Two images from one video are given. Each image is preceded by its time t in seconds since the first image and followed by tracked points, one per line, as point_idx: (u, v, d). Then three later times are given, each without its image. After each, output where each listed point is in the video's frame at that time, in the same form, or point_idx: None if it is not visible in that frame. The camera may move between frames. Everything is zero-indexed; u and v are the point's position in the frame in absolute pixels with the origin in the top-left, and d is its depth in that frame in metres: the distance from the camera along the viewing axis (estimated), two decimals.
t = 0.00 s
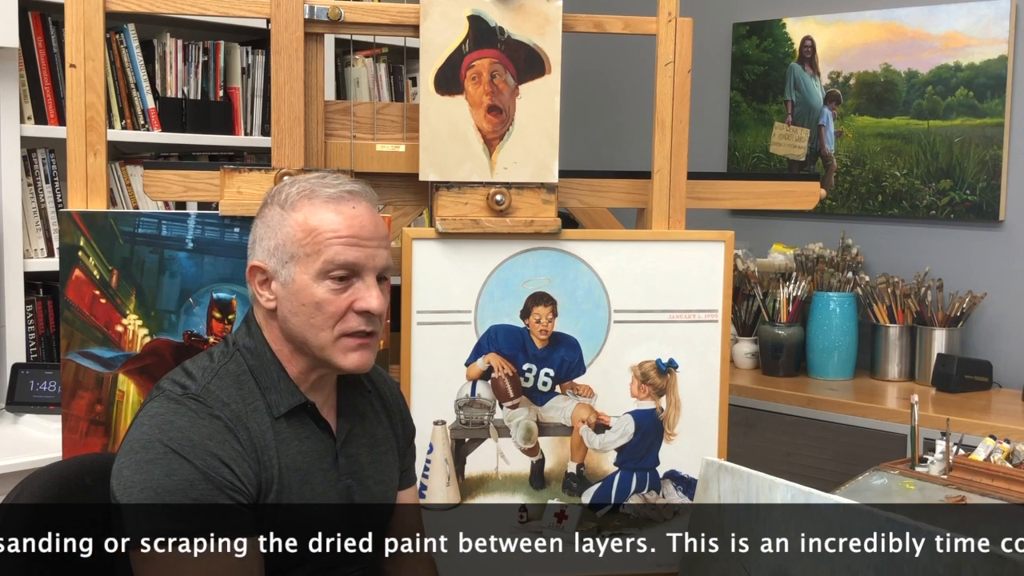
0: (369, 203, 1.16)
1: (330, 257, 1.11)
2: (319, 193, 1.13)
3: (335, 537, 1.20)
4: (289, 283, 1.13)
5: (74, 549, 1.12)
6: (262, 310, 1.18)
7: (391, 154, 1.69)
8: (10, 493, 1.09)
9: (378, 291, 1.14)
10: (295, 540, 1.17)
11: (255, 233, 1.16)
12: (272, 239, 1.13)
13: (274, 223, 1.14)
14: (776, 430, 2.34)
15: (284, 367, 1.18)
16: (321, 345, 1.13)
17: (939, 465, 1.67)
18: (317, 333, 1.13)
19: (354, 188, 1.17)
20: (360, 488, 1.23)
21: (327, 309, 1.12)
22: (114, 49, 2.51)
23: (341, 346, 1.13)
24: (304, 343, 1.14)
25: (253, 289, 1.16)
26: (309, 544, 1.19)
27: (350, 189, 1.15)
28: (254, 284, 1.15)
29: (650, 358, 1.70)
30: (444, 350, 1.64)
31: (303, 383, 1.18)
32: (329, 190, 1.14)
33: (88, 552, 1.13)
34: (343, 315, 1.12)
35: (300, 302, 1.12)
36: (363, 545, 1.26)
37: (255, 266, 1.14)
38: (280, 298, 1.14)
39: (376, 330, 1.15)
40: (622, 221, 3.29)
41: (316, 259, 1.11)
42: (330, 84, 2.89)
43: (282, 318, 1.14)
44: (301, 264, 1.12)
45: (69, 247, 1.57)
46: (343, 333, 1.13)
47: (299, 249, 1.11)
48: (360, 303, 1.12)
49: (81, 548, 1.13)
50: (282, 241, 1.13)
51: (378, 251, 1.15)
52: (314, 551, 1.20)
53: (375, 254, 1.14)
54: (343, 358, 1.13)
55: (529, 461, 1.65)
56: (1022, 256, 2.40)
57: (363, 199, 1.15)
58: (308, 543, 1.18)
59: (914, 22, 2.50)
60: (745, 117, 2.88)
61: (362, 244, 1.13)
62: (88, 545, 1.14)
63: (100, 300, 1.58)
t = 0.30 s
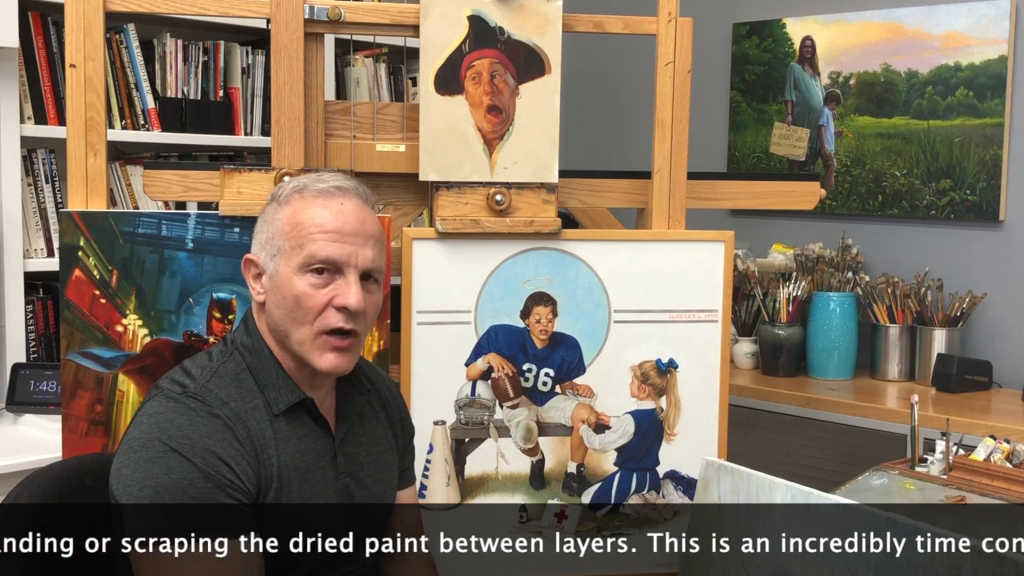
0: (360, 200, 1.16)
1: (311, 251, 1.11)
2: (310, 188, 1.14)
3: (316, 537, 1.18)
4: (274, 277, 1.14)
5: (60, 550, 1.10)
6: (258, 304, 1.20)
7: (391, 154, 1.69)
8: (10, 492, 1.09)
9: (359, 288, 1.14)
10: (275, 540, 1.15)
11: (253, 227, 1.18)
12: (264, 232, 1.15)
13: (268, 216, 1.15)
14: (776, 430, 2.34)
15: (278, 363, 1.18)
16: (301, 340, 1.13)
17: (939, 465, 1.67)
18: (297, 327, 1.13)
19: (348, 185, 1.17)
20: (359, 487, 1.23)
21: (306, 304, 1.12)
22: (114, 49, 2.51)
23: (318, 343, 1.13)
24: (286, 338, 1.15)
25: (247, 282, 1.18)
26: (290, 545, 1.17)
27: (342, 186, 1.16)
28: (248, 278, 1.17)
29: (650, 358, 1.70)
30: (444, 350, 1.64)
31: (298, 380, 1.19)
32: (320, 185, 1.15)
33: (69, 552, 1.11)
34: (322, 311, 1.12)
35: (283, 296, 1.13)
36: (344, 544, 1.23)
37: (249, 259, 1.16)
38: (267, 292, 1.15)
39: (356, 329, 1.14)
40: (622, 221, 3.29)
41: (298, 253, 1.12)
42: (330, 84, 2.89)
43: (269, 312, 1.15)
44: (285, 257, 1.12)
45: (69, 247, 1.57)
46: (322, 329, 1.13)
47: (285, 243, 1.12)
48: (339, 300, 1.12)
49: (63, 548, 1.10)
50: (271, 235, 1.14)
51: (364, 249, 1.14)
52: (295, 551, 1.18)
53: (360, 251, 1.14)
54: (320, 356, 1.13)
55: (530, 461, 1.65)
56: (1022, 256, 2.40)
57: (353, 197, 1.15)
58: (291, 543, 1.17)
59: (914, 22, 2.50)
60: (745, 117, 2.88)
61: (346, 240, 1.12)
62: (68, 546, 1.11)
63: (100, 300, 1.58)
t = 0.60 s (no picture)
0: (365, 208, 1.15)
1: (310, 257, 1.11)
2: (316, 194, 1.14)
3: (296, 537, 1.16)
4: (274, 280, 1.14)
5: (40, 550, 1.06)
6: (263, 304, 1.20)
7: (391, 154, 1.69)
8: (10, 493, 1.09)
9: (357, 297, 1.13)
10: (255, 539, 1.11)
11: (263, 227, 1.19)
12: (269, 234, 1.16)
13: (275, 218, 1.16)
14: (776, 430, 2.34)
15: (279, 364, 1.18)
16: (296, 345, 1.14)
17: (939, 465, 1.67)
18: (293, 332, 1.14)
19: (356, 191, 1.16)
20: (359, 487, 1.23)
21: (303, 310, 1.13)
22: (114, 49, 2.51)
23: (313, 350, 1.13)
24: (283, 341, 1.15)
25: (253, 281, 1.19)
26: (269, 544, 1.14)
27: (348, 192, 1.15)
28: (253, 278, 1.18)
29: (650, 358, 1.70)
30: (444, 350, 1.64)
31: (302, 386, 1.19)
32: (327, 191, 1.14)
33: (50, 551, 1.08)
34: (318, 318, 1.13)
35: (282, 299, 1.14)
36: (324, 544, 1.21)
37: (255, 259, 1.17)
38: (269, 293, 1.16)
39: (351, 338, 1.14)
40: (622, 221, 3.29)
41: (297, 258, 1.12)
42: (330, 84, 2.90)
43: (269, 313, 1.16)
44: (286, 261, 1.13)
45: (69, 247, 1.57)
46: (316, 336, 1.13)
47: (286, 247, 1.13)
48: (335, 308, 1.12)
49: (44, 548, 1.07)
50: (275, 237, 1.15)
51: (364, 259, 1.13)
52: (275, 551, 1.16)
53: (360, 261, 1.13)
54: (314, 363, 1.14)
55: (529, 461, 1.65)
56: (1022, 256, 2.40)
57: (359, 204, 1.14)
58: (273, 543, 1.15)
59: (914, 22, 2.50)
60: (745, 117, 2.88)
61: (345, 249, 1.12)
62: (49, 546, 1.08)
63: (100, 300, 1.58)
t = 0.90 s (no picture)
0: (358, 197, 1.15)
1: (307, 248, 1.12)
2: (308, 187, 1.14)
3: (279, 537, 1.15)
4: (273, 275, 1.14)
5: (21, 550, 1.04)
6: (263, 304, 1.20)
7: (391, 154, 1.69)
8: (10, 493, 1.09)
9: (356, 285, 1.13)
10: (237, 539, 1.09)
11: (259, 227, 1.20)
12: (264, 232, 1.16)
13: (270, 216, 1.16)
14: (777, 430, 2.34)
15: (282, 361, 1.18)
16: (298, 337, 1.14)
17: (939, 465, 1.67)
18: (293, 324, 1.14)
19: (348, 182, 1.17)
20: (362, 487, 1.23)
21: (303, 301, 1.12)
22: (114, 49, 2.51)
23: (315, 339, 1.13)
24: (284, 335, 1.15)
25: (251, 281, 1.19)
26: (251, 545, 1.10)
27: (340, 183, 1.16)
28: (252, 277, 1.18)
29: (650, 358, 1.70)
30: (444, 351, 1.64)
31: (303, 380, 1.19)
32: (319, 183, 1.15)
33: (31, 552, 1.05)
34: (318, 308, 1.12)
35: (281, 293, 1.14)
36: (305, 545, 1.18)
37: (251, 259, 1.18)
38: (268, 290, 1.16)
39: (353, 326, 1.14)
40: (622, 221, 3.29)
41: (294, 250, 1.12)
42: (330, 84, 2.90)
43: (269, 310, 1.16)
44: (283, 255, 1.13)
45: (69, 247, 1.57)
46: (318, 326, 1.13)
47: (283, 241, 1.13)
48: (334, 296, 1.12)
49: (25, 548, 1.05)
50: (271, 234, 1.15)
51: (361, 246, 1.13)
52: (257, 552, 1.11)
53: (356, 248, 1.13)
54: (318, 352, 1.13)
55: (530, 461, 1.65)
56: (1022, 256, 2.40)
57: (351, 193, 1.15)
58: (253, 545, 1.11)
59: (914, 22, 2.50)
60: (745, 117, 2.88)
61: (341, 237, 1.12)
62: (30, 546, 1.05)
63: (100, 300, 1.58)
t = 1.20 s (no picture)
0: (364, 201, 1.16)
1: (310, 250, 1.12)
2: (315, 188, 1.15)
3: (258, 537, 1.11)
4: (275, 274, 1.15)
5: None
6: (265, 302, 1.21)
7: (391, 154, 1.69)
8: (9, 493, 1.09)
9: (357, 289, 1.13)
10: (218, 539, 1.07)
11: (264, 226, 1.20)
12: (270, 231, 1.16)
13: (275, 215, 1.16)
14: (776, 430, 2.34)
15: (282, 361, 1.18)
16: (296, 338, 1.14)
17: (939, 465, 1.67)
18: (292, 324, 1.14)
19: (354, 185, 1.17)
20: (363, 487, 1.23)
21: (303, 302, 1.12)
22: (114, 49, 2.51)
23: (314, 341, 1.13)
24: (283, 335, 1.15)
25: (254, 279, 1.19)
26: (232, 546, 1.08)
27: (347, 186, 1.16)
28: (254, 276, 1.18)
29: (650, 358, 1.70)
30: (444, 350, 1.64)
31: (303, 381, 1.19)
32: (325, 185, 1.15)
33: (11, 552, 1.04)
34: (318, 309, 1.13)
35: (282, 293, 1.14)
36: (286, 544, 1.16)
37: (255, 257, 1.18)
38: (270, 289, 1.16)
39: (353, 330, 1.14)
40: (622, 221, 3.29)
41: (298, 251, 1.12)
42: (330, 84, 2.90)
43: (270, 310, 1.17)
44: (286, 255, 1.13)
45: (69, 247, 1.57)
46: (316, 328, 1.13)
47: (287, 241, 1.13)
48: (335, 299, 1.12)
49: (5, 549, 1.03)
50: (276, 233, 1.15)
51: (364, 250, 1.14)
52: (237, 552, 1.09)
53: (360, 252, 1.13)
54: (315, 353, 1.13)
55: (530, 461, 1.65)
56: (1022, 256, 2.40)
57: (358, 197, 1.15)
58: (235, 543, 1.08)
59: (914, 22, 2.50)
60: (745, 117, 2.88)
61: (345, 240, 1.12)
62: (10, 547, 1.04)
63: (100, 300, 1.58)
